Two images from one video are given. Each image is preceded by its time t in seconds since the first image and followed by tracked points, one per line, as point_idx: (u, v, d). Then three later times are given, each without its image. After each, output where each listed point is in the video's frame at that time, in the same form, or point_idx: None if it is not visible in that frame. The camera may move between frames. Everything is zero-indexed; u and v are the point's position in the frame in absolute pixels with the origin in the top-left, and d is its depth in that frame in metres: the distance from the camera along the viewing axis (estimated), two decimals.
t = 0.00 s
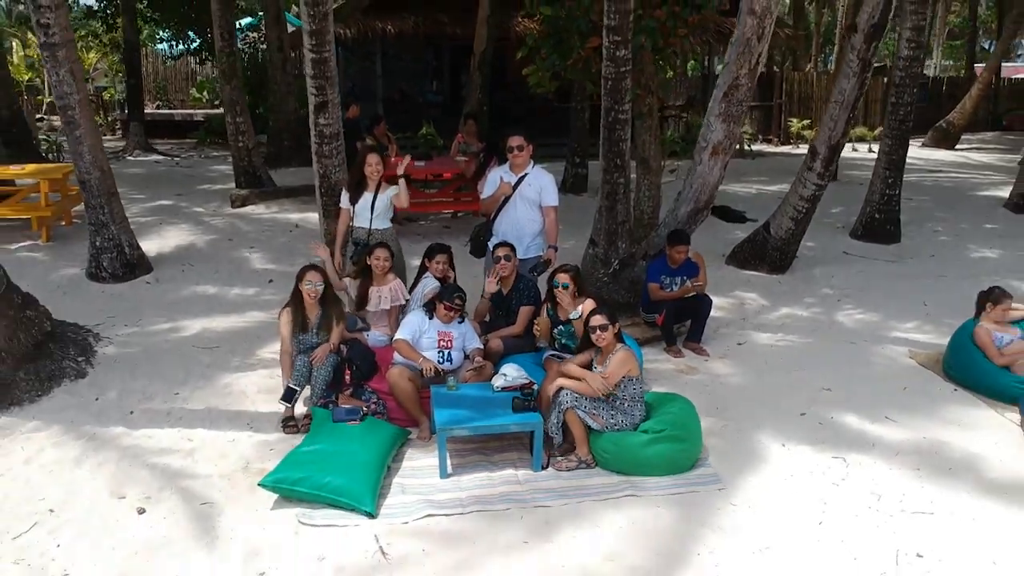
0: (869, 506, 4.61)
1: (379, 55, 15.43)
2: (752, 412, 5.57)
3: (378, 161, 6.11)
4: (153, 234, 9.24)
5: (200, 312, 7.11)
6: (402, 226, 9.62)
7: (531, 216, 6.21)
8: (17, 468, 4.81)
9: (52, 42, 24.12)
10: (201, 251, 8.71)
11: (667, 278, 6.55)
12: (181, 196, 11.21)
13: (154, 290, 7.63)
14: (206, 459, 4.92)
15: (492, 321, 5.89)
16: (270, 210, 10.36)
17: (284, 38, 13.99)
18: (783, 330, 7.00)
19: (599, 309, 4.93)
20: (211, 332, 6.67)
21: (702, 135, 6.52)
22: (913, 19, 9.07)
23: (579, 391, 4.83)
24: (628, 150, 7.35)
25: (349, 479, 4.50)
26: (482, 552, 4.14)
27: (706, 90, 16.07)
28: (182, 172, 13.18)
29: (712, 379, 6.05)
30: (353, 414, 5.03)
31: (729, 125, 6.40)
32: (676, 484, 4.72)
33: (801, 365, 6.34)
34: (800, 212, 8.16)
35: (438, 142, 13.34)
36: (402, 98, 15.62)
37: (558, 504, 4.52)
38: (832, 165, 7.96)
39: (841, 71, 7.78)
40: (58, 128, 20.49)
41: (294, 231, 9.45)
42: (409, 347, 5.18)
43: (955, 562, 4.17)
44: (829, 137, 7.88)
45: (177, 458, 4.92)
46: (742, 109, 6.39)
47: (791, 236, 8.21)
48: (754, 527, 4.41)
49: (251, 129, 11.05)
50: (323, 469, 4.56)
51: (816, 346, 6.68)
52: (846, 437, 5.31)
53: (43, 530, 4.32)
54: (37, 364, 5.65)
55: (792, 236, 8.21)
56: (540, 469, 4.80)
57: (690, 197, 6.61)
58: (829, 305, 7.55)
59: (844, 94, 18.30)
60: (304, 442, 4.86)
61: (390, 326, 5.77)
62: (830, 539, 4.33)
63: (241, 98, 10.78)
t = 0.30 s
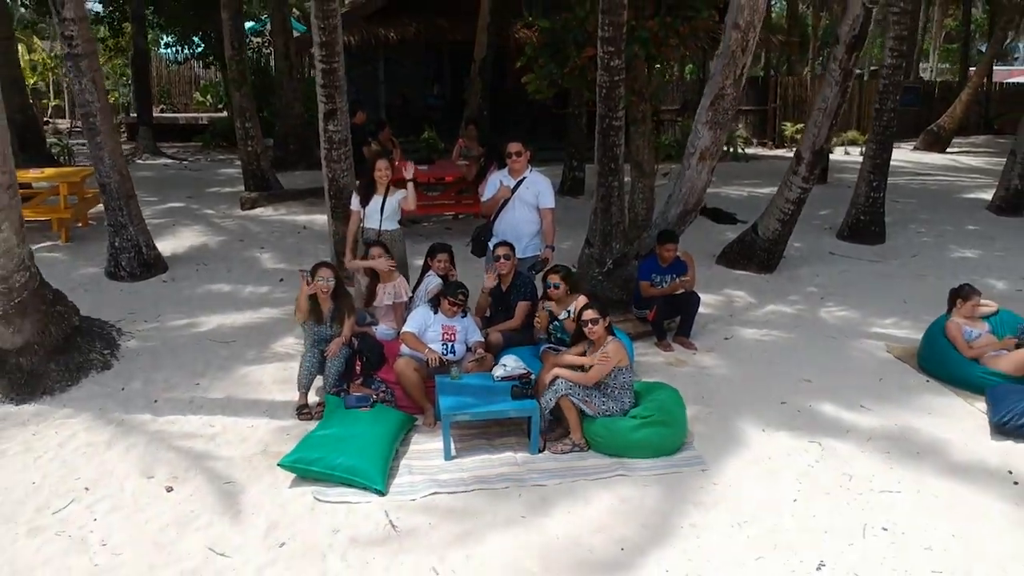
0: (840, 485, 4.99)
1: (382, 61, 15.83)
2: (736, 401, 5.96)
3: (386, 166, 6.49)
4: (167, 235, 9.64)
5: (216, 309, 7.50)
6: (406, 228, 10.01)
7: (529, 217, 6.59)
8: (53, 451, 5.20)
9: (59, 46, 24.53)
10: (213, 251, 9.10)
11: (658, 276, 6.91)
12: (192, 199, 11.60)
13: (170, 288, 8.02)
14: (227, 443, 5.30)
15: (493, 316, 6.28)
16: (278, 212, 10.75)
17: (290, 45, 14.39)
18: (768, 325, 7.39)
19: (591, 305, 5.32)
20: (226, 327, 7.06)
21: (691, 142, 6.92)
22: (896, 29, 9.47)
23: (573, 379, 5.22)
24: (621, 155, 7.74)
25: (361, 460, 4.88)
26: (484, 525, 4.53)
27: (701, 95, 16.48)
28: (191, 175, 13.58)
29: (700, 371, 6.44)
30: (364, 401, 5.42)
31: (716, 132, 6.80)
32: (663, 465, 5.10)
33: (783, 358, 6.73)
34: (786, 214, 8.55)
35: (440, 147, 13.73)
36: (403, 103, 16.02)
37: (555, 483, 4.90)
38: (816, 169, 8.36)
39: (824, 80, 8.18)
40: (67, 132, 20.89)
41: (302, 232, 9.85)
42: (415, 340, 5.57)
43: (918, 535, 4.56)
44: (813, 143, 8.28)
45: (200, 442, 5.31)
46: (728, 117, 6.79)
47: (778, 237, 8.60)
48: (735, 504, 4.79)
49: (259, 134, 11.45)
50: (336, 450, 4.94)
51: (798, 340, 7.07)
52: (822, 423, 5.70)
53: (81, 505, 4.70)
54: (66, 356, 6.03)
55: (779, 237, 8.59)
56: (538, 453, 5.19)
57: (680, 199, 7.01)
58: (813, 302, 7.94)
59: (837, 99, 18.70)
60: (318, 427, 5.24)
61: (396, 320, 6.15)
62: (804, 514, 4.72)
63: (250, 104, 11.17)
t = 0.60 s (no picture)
0: (813, 471, 5.40)
1: (384, 68, 16.26)
2: (720, 394, 6.37)
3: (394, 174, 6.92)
4: (180, 239, 10.05)
5: (230, 308, 7.92)
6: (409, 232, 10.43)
7: (526, 223, 7.00)
8: (84, 439, 5.61)
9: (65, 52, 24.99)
10: (225, 254, 9.52)
11: (648, 278, 7.33)
12: (202, 204, 12.03)
13: (185, 289, 8.44)
14: (245, 432, 5.71)
15: (493, 314, 6.68)
16: (285, 216, 11.17)
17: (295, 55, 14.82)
18: (753, 324, 7.80)
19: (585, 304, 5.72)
20: (241, 325, 7.47)
21: (679, 151, 7.35)
22: (878, 41, 9.90)
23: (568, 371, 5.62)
24: (615, 163, 8.16)
25: (371, 447, 5.28)
26: (484, 505, 4.94)
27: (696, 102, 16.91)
28: (199, 181, 14.01)
29: (687, 366, 6.85)
30: (373, 394, 5.85)
31: (702, 142, 7.23)
32: (650, 452, 5.51)
33: (766, 355, 7.14)
34: (772, 219, 8.97)
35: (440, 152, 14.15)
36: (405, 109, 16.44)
37: (550, 468, 5.31)
38: (800, 176, 8.78)
39: (808, 91, 8.61)
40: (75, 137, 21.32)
41: (310, 236, 10.26)
42: (420, 336, 5.98)
43: (883, 514, 4.97)
44: (797, 151, 8.69)
45: (220, 431, 5.72)
46: (714, 128, 7.22)
47: (764, 240, 9.01)
48: (716, 487, 5.20)
49: (267, 142, 11.87)
50: (348, 438, 5.34)
51: (781, 338, 7.49)
52: (799, 414, 6.11)
53: (112, 488, 5.12)
54: (93, 352, 6.44)
55: (765, 240, 9.01)
56: (535, 441, 5.59)
57: (669, 205, 7.44)
58: (796, 303, 8.35)
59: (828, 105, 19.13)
60: (330, 417, 5.65)
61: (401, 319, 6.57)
62: (779, 496, 5.13)
63: (258, 112, 11.59)
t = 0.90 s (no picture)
0: (788, 458, 5.85)
1: (386, 77, 16.72)
2: (705, 389, 6.81)
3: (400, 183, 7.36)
4: (192, 244, 10.50)
5: (243, 310, 8.37)
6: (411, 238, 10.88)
7: (524, 228, 7.45)
8: (113, 430, 6.05)
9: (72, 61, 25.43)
10: (236, 258, 9.97)
11: (638, 280, 7.81)
12: (212, 210, 12.48)
13: (200, 291, 8.89)
14: (262, 423, 6.15)
15: (492, 315, 7.12)
16: (293, 222, 11.62)
17: (301, 65, 15.28)
18: (738, 325, 8.25)
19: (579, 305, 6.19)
20: (254, 325, 7.92)
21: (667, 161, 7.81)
22: (861, 54, 10.37)
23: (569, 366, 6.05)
24: (608, 172, 8.62)
25: (379, 436, 5.72)
26: (485, 489, 5.38)
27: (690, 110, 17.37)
28: (208, 187, 14.46)
29: (675, 363, 7.30)
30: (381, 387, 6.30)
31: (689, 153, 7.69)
32: (639, 442, 5.94)
33: (750, 353, 7.58)
34: (758, 224, 9.42)
35: (442, 160, 14.60)
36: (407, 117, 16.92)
37: (545, 456, 5.75)
38: (784, 184, 9.23)
39: (791, 103, 9.08)
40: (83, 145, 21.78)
41: (317, 240, 10.71)
42: (425, 335, 6.42)
43: (851, 497, 5.41)
44: (781, 160, 9.15)
45: (239, 423, 6.16)
46: (700, 139, 7.68)
47: (751, 245, 9.46)
48: (698, 473, 5.64)
49: (275, 150, 12.32)
50: (358, 428, 5.77)
51: (765, 338, 7.93)
52: (777, 407, 6.55)
53: (141, 474, 5.56)
54: (118, 350, 6.88)
55: (752, 245, 9.45)
56: (531, 431, 6.03)
57: (658, 212, 7.90)
58: (781, 304, 8.79)
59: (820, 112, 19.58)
60: (341, 410, 6.09)
61: (406, 319, 7.02)
62: (756, 481, 5.57)
63: (266, 121, 12.05)
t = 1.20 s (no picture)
0: (727, 440, 7.32)
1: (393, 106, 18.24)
2: (665, 386, 8.28)
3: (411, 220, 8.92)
4: (227, 262, 11.98)
5: (278, 321, 9.84)
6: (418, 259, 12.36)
7: (518, 253, 8.94)
8: (185, 419, 7.51)
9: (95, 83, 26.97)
10: (267, 275, 11.44)
11: (613, 296, 9.23)
12: (240, 230, 13.96)
13: (239, 305, 10.36)
14: (304, 413, 7.62)
15: (490, 325, 8.59)
16: (313, 242, 13.10)
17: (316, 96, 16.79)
18: (699, 333, 9.72)
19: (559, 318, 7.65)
20: (289, 334, 9.39)
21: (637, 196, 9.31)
22: (812, 96, 11.89)
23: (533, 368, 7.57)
24: (589, 203, 10.11)
25: (400, 423, 7.17)
26: (484, 463, 6.85)
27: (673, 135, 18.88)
28: (233, 208, 15.94)
29: (642, 365, 8.77)
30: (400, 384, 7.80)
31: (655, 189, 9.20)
32: (608, 428, 7.40)
33: (706, 357, 9.06)
34: (720, 246, 10.90)
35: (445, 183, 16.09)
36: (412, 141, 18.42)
37: (531, 439, 7.21)
38: (742, 211, 10.73)
39: (747, 143, 10.59)
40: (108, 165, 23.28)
41: (336, 259, 12.19)
42: (436, 343, 7.89)
43: (772, 469, 6.88)
44: (739, 191, 10.64)
45: (285, 413, 7.63)
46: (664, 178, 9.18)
47: (715, 264, 10.94)
48: (653, 451, 7.10)
49: (296, 177, 13.81)
50: (383, 417, 7.21)
51: (720, 344, 9.41)
52: (723, 400, 8.02)
53: (212, 452, 7.02)
54: (182, 355, 8.35)
55: (715, 264, 10.94)
56: (522, 419, 7.50)
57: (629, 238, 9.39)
58: (738, 315, 10.27)
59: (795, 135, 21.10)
60: (368, 402, 7.54)
61: (419, 327, 8.43)
62: (699, 457, 7.03)
63: (289, 152, 13.55)
